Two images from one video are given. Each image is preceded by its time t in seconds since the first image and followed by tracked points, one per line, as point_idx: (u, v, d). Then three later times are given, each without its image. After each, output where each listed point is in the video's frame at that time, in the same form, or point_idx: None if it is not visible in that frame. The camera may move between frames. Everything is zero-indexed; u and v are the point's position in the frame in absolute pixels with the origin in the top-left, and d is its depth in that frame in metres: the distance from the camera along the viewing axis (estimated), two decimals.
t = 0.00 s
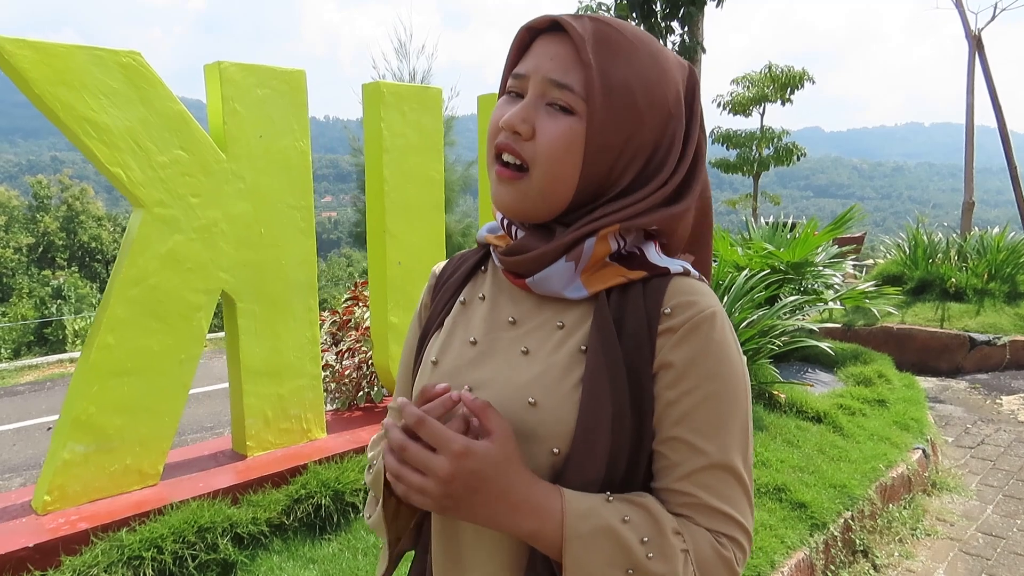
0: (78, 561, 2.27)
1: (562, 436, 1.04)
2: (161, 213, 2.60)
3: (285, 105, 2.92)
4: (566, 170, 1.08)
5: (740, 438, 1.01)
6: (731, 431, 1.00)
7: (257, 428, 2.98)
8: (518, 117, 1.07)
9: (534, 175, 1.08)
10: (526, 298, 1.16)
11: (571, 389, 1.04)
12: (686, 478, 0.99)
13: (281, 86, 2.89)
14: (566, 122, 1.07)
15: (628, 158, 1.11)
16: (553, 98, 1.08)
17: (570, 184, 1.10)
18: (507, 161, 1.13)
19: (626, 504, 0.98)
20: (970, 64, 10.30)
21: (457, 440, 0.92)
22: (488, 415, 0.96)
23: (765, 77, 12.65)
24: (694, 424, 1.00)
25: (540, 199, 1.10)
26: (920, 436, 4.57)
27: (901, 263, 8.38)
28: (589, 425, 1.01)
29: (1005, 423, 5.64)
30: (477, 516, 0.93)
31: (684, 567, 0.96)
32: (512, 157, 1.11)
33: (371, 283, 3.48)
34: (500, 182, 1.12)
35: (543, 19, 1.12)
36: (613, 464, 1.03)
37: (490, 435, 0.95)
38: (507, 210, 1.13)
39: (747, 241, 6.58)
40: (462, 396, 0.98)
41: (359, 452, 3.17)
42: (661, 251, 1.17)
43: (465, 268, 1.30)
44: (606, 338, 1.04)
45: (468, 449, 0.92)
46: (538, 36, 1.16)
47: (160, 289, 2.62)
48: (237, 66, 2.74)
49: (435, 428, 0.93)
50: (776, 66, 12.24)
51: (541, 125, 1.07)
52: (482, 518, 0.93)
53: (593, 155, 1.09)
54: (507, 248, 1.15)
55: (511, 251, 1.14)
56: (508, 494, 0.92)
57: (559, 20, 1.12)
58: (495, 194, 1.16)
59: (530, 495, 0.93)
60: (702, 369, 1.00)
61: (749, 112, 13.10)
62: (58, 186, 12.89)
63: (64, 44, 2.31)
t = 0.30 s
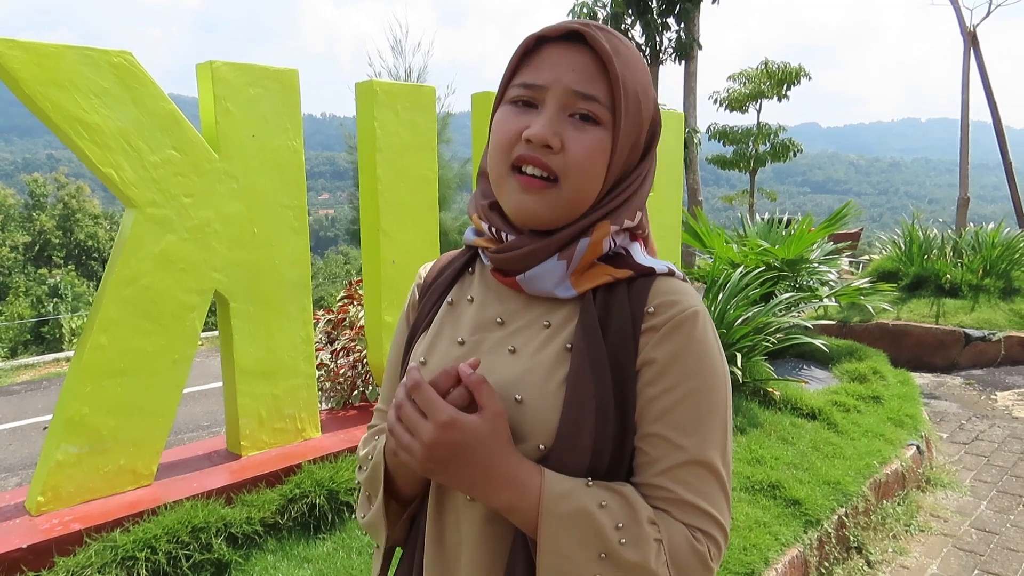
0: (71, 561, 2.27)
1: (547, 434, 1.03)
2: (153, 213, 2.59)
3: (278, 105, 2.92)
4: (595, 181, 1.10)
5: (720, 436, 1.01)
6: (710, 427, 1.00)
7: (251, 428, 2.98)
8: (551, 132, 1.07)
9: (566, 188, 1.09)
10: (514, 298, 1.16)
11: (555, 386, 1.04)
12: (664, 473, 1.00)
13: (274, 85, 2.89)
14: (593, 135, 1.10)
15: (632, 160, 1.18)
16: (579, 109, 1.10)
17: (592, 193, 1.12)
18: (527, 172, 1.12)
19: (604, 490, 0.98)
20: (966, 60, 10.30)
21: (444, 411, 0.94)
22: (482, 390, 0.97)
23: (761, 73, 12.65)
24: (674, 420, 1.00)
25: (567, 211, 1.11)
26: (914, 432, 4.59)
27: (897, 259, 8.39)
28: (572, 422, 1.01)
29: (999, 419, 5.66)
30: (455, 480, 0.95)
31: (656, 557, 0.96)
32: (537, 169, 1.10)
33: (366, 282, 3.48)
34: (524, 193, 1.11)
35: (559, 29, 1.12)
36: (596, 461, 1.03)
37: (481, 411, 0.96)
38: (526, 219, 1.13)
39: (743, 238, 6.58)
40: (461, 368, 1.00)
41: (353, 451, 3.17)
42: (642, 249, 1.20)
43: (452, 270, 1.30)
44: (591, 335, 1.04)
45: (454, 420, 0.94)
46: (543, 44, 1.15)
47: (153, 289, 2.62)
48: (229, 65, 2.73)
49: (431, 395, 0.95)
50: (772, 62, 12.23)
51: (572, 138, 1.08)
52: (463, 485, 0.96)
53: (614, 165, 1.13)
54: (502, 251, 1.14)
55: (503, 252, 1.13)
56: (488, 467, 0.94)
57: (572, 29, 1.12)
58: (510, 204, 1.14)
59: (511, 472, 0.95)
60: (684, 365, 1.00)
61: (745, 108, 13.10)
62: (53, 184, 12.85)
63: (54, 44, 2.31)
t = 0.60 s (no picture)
0: (71, 562, 2.29)
1: (541, 434, 1.06)
2: (151, 216, 2.61)
3: (276, 107, 2.93)
4: (579, 181, 1.12)
5: (709, 434, 1.04)
6: (699, 425, 1.02)
7: (250, 429, 3.00)
8: (530, 138, 1.10)
9: (551, 189, 1.11)
10: (509, 304, 1.18)
11: (550, 387, 1.06)
12: (655, 470, 1.02)
13: (271, 88, 2.90)
14: (572, 137, 1.12)
15: (618, 157, 1.20)
16: (556, 114, 1.12)
17: (577, 192, 1.14)
18: (514, 178, 1.14)
19: (596, 484, 1.01)
20: (960, 60, 10.36)
21: (443, 406, 0.98)
22: (480, 387, 1.00)
23: (757, 72, 12.68)
24: (664, 419, 1.02)
25: (553, 212, 1.13)
26: (908, 431, 4.62)
27: (891, 259, 8.44)
28: (566, 422, 1.03)
29: (992, 417, 5.70)
30: (456, 471, 0.99)
31: (645, 550, 0.99)
32: (522, 174, 1.13)
33: (363, 283, 3.50)
34: (511, 198, 1.13)
35: (530, 40, 1.15)
36: (589, 460, 1.05)
37: (479, 407, 1.00)
38: (515, 223, 1.15)
39: (738, 238, 6.62)
40: (463, 368, 1.04)
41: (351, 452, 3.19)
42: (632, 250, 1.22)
43: (449, 275, 1.32)
44: (584, 337, 1.06)
45: (453, 416, 0.97)
46: (518, 56, 1.18)
47: (151, 291, 2.63)
48: (226, 68, 2.74)
49: (436, 391, 1.00)
50: (768, 62, 12.27)
51: (550, 143, 1.11)
52: (460, 476, 1.00)
53: (596, 164, 1.15)
54: (496, 257, 1.16)
55: (496, 259, 1.15)
56: (484, 460, 0.97)
57: (543, 39, 1.15)
58: (499, 210, 1.16)
59: (505, 465, 0.98)
60: (673, 366, 1.03)
61: (741, 108, 13.14)
62: (48, 183, 12.82)
63: (53, 48, 2.32)
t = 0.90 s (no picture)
0: (78, 557, 2.32)
1: (546, 429, 1.08)
2: (157, 214, 2.63)
3: (281, 107, 2.95)
4: (580, 182, 1.15)
5: (711, 428, 1.06)
6: (701, 420, 1.05)
7: (254, 426, 3.02)
8: (530, 145, 1.12)
9: (554, 192, 1.14)
10: (515, 303, 1.21)
11: (554, 383, 1.09)
12: (658, 463, 1.05)
13: (277, 88, 2.93)
14: (570, 140, 1.15)
15: (612, 154, 1.24)
16: (553, 119, 1.15)
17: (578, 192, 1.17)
18: (516, 185, 1.17)
19: (601, 476, 1.04)
20: (959, 62, 10.38)
21: (455, 398, 1.03)
22: (490, 382, 1.06)
23: (757, 73, 12.71)
24: (666, 414, 1.05)
25: (557, 214, 1.15)
26: (905, 431, 4.66)
27: (890, 260, 8.47)
28: (571, 417, 1.06)
29: (989, 418, 5.74)
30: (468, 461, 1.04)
31: (649, 540, 1.02)
32: (525, 180, 1.16)
33: (366, 282, 3.52)
34: (516, 204, 1.16)
35: (520, 50, 1.17)
36: (595, 453, 1.08)
37: (489, 400, 1.05)
38: (520, 226, 1.17)
39: (737, 238, 6.64)
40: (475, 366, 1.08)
41: (353, 449, 3.22)
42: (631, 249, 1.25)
43: (455, 276, 1.35)
44: (588, 335, 1.09)
45: (465, 407, 1.02)
46: (509, 66, 1.21)
47: (158, 289, 2.66)
48: (232, 68, 2.77)
49: (451, 385, 1.05)
50: (768, 62, 12.29)
51: (550, 147, 1.14)
52: (470, 466, 1.05)
53: (595, 164, 1.18)
54: (500, 259, 1.18)
55: (501, 261, 1.18)
56: (493, 451, 1.02)
57: (534, 48, 1.18)
58: (504, 215, 1.19)
59: (512, 456, 1.02)
60: (675, 362, 1.05)
61: (741, 108, 13.16)
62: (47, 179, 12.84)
63: (61, 48, 2.34)
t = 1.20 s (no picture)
0: (89, 555, 2.35)
1: (557, 424, 1.12)
2: (165, 217, 2.66)
3: (286, 111, 2.99)
4: (581, 182, 1.19)
5: (717, 420, 1.10)
6: (707, 413, 1.09)
7: (260, 426, 3.06)
8: (531, 148, 1.17)
9: (556, 193, 1.18)
10: (526, 303, 1.24)
11: (564, 381, 1.13)
12: (667, 456, 1.09)
13: (282, 92, 2.97)
14: (570, 142, 1.19)
15: (613, 154, 1.28)
16: (552, 123, 1.19)
17: (581, 192, 1.21)
18: (521, 188, 1.21)
19: (612, 469, 1.08)
20: (956, 62, 10.44)
21: (469, 397, 1.08)
22: (501, 381, 1.11)
23: (755, 73, 12.76)
24: (672, 407, 1.09)
25: (562, 213, 1.19)
26: (904, 429, 4.70)
27: (888, 259, 8.52)
28: (580, 413, 1.10)
29: (987, 416, 5.78)
30: (482, 456, 1.09)
31: (660, 530, 1.06)
32: (529, 183, 1.19)
33: (369, 283, 3.56)
34: (521, 207, 1.20)
35: (517, 60, 1.22)
36: (605, 447, 1.12)
37: (501, 397, 1.09)
38: (529, 229, 1.21)
39: (736, 239, 6.68)
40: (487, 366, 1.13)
41: (358, 448, 3.26)
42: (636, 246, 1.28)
43: (466, 280, 1.38)
44: (597, 333, 1.13)
45: (478, 406, 1.07)
46: (508, 76, 1.25)
47: (166, 291, 2.69)
48: (239, 73, 2.81)
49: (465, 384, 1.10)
50: (766, 62, 12.35)
51: (550, 150, 1.17)
52: (485, 461, 1.09)
53: (595, 164, 1.21)
54: (510, 261, 1.22)
55: (511, 264, 1.21)
56: (506, 446, 1.06)
57: (530, 57, 1.22)
58: (511, 218, 1.23)
59: (525, 452, 1.07)
60: (680, 357, 1.09)
61: (738, 108, 13.21)
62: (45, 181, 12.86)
63: (71, 53, 2.37)
